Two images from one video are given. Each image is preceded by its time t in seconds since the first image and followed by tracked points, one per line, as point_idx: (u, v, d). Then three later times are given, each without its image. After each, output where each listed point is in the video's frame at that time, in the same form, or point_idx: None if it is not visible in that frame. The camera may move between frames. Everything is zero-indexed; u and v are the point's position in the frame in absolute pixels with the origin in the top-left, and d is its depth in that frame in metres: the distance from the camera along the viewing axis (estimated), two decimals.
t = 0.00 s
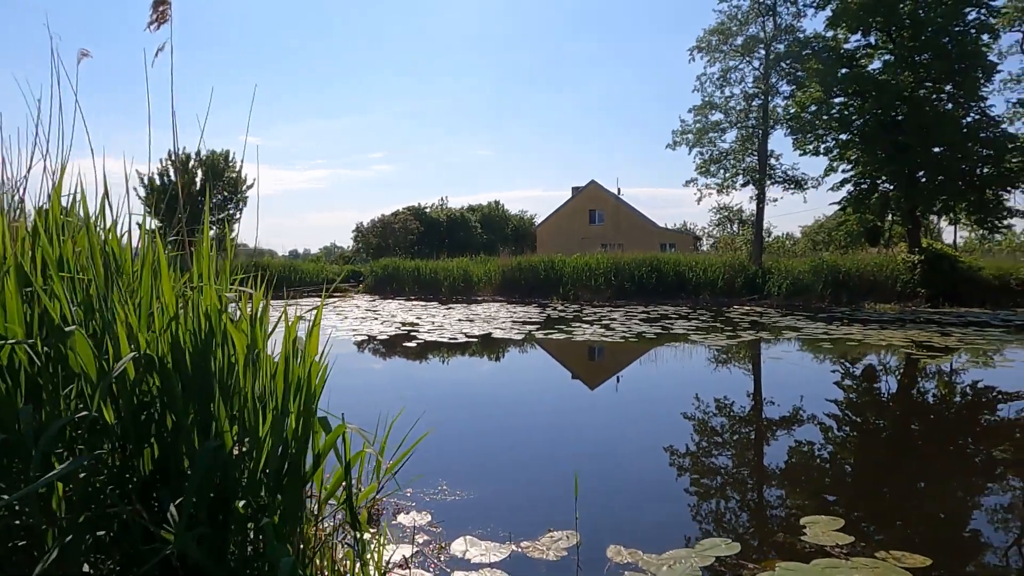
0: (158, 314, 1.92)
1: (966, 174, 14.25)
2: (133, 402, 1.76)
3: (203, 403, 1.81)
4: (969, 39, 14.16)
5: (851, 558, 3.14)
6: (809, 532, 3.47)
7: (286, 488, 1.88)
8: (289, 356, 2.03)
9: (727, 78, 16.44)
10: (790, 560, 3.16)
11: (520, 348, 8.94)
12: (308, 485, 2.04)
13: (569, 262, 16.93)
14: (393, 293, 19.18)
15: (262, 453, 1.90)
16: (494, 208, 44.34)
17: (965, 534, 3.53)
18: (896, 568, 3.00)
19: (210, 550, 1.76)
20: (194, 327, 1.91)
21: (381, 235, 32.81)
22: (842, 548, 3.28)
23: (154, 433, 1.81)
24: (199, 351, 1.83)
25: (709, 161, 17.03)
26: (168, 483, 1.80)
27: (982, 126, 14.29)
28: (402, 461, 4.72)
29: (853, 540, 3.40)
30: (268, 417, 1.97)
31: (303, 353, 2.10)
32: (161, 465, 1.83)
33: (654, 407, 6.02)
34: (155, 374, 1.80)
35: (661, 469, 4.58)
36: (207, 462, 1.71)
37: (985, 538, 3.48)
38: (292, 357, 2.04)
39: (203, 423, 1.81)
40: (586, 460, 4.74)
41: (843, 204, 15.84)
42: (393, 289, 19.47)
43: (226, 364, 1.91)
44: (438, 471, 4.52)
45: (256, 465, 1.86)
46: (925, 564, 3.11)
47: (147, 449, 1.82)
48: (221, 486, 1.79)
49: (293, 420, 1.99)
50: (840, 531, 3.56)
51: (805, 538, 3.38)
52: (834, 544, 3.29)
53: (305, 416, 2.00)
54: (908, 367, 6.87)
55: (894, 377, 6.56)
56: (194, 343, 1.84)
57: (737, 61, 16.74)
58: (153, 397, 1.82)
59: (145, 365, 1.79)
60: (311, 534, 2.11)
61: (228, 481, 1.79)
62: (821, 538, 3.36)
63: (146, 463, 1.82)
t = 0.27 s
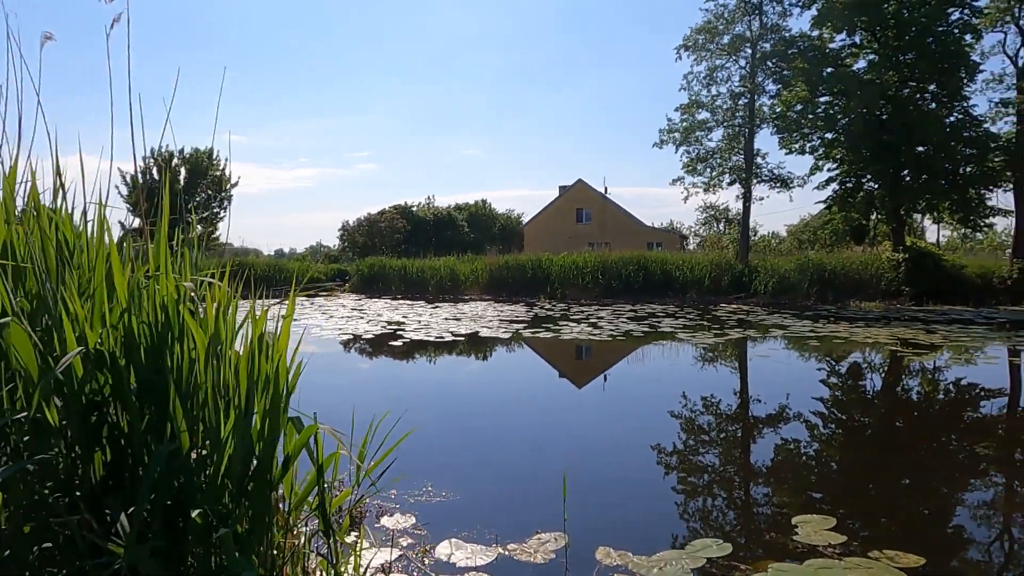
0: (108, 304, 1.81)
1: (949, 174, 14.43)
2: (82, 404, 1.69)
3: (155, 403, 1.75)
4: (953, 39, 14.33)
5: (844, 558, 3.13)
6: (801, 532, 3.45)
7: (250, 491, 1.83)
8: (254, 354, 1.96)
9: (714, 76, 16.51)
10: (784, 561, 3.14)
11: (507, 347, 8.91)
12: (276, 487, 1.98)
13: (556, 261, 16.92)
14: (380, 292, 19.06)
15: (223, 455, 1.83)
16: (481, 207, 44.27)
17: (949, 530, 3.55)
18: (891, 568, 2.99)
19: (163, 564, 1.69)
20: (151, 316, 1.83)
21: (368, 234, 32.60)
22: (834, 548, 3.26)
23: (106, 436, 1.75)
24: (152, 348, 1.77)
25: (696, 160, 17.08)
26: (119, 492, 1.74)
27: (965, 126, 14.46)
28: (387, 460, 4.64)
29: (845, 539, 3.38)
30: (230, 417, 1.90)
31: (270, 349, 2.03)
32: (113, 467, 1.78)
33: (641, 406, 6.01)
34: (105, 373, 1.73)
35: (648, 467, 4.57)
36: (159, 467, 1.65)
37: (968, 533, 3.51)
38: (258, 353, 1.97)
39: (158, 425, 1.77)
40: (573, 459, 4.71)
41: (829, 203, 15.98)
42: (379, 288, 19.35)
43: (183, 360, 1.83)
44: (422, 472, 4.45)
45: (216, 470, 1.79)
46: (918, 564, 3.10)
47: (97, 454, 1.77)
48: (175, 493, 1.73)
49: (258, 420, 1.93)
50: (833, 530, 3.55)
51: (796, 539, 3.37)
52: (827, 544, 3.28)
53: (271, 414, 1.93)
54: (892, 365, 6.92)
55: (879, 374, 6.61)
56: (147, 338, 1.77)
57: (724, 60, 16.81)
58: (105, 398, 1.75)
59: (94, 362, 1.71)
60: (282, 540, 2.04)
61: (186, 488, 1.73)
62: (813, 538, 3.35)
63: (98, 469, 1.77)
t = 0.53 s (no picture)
0: (47, 289, 1.70)
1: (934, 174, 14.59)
2: (16, 396, 1.60)
3: (98, 396, 1.66)
4: (938, 40, 14.49)
5: (839, 559, 3.11)
6: (795, 532, 3.44)
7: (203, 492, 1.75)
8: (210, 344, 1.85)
9: (701, 77, 16.58)
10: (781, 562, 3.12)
11: (495, 347, 8.88)
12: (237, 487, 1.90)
13: (545, 261, 16.91)
14: (366, 293, 18.95)
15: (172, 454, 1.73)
16: (469, 208, 44.20)
17: (935, 527, 3.57)
18: (884, 568, 2.99)
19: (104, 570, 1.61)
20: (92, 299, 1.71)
21: (354, 234, 32.40)
22: (829, 548, 3.25)
23: (45, 429, 1.66)
24: (93, 336, 1.66)
25: (684, 160, 17.15)
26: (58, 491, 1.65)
27: (951, 126, 14.63)
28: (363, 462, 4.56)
29: (840, 539, 3.36)
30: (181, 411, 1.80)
31: (228, 337, 1.94)
32: (51, 467, 1.69)
33: (629, 406, 5.99)
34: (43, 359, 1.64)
35: (636, 467, 4.56)
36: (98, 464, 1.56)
37: (953, 531, 3.52)
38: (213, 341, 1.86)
39: (99, 420, 1.67)
40: (560, 460, 4.66)
41: (816, 203, 16.11)
42: (366, 288, 19.23)
43: (130, 348, 1.72)
44: (407, 473, 4.38)
45: (164, 467, 1.70)
46: (915, 563, 3.10)
47: (32, 451, 1.67)
48: (116, 489, 1.64)
49: (213, 414, 1.84)
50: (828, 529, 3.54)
51: (792, 539, 3.35)
52: (822, 543, 3.26)
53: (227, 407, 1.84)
54: (878, 364, 6.97)
55: (865, 373, 6.65)
56: (84, 320, 1.67)
57: (711, 60, 16.90)
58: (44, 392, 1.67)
59: (31, 350, 1.62)
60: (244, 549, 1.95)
61: (127, 487, 1.65)
62: (808, 538, 3.34)
63: (34, 469, 1.67)
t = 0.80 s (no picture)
0: None
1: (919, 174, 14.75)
2: None
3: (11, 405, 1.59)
4: (923, 40, 14.62)
5: (831, 564, 3.04)
6: (786, 536, 3.36)
7: (121, 523, 1.67)
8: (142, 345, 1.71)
9: (688, 76, 16.62)
10: (773, 569, 3.04)
11: (483, 346, 8.83)
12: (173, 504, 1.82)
13: (532, 260, 16.87)
14: (353, 292, 18.81)
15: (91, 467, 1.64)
16: (456, 207, 44.09)
17: (921, 525, 3.57)
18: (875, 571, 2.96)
19: None
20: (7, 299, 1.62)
21: (341, 233, 32.17)
22: (822, 553, 3.17)
23: None
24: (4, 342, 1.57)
25: (671, 159, 17.20)
26: None
27: (935, 125, 14.79)
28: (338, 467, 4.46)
29: (833, 544, 3.27)
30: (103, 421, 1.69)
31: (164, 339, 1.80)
32: None
33: (616, 406, 5.96)
34: None
35: (623, 466, 4.53)
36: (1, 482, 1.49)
37: (938, 528, 3.52)
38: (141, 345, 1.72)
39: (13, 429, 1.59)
40: (544, 463, 4.57)
41: (802, 202, 16.24)
42: (352, 288, 19.09)
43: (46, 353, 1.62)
44: (387, 477, 4.28)
45: (79, 486, 1.61)
46: (912, 568, 3.01)
47: None
48: (21, 512, 1.58)
49: (142, 424, 1.72)
50: (821, 533, 3.46)
51: (784, 544, 3.26)
52: (813, 548, 3.18)
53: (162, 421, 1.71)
54: (864, 363, 7.00)
55: (852, 372, 6.68)
56: None
57: (699, 60, 16.94)
58: None
59: None
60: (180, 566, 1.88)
61: (37, 507, 1.59)
62: (800, 542, 3.25)
63: None
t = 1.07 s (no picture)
0: None
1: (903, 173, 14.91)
2: None
3: None
4: (907, 40, 14.76)
5: (820, 568, 3.00)
6: (774, 539, 3.34)
7: (30, 543, 1.45)
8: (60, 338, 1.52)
9: (674, 75, 16.67)
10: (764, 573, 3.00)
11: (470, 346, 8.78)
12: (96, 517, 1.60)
13: (519, 260, 16.84)
14: (337, 292, 18.67)
15: None
16: (442, 206, 43.96)
17: (905, 522, 3.58)
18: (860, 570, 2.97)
19: None
20: None
21: (326, 232, 31.92)
22: (810, 556, 3.15)
23: None
24: None
25: (658, 158, 17.25)
26: None
27: (919, 125, 14.96)
28: (318, 469, 4.37)
29: (821, 546, 3.25)
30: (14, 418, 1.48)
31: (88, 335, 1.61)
32: None
33: (603, 405, 5.93)
34: None
35: (609, 466, 4.51)
36: None
37: (922, 525, 3.54)
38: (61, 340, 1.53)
39: None
40: (529, 465, 4.49)
41: (788, 202, 16.36)
42: (337, 287, 18.95)
43: None
44: (365, 480, 4.18)
45: None
46: (900, 570, 2.99)
47: None
48: None
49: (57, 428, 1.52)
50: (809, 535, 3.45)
51: (771, 546, 3.25)
52: (802, 551, 3.15)
53: (83, 429, 1.54)
54: (848, 361, 7.04)
55: (836, 371, 6.71)
56: None
57: (685, 59, 16.98)
58: None
59: None
60: None
61: None
62: (787, 545, 3.23)
63: None
